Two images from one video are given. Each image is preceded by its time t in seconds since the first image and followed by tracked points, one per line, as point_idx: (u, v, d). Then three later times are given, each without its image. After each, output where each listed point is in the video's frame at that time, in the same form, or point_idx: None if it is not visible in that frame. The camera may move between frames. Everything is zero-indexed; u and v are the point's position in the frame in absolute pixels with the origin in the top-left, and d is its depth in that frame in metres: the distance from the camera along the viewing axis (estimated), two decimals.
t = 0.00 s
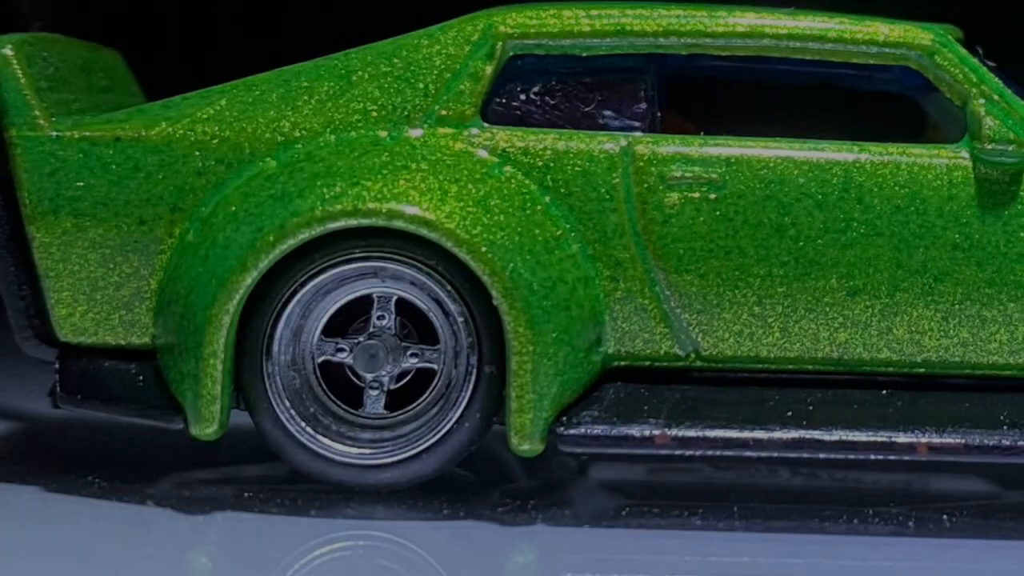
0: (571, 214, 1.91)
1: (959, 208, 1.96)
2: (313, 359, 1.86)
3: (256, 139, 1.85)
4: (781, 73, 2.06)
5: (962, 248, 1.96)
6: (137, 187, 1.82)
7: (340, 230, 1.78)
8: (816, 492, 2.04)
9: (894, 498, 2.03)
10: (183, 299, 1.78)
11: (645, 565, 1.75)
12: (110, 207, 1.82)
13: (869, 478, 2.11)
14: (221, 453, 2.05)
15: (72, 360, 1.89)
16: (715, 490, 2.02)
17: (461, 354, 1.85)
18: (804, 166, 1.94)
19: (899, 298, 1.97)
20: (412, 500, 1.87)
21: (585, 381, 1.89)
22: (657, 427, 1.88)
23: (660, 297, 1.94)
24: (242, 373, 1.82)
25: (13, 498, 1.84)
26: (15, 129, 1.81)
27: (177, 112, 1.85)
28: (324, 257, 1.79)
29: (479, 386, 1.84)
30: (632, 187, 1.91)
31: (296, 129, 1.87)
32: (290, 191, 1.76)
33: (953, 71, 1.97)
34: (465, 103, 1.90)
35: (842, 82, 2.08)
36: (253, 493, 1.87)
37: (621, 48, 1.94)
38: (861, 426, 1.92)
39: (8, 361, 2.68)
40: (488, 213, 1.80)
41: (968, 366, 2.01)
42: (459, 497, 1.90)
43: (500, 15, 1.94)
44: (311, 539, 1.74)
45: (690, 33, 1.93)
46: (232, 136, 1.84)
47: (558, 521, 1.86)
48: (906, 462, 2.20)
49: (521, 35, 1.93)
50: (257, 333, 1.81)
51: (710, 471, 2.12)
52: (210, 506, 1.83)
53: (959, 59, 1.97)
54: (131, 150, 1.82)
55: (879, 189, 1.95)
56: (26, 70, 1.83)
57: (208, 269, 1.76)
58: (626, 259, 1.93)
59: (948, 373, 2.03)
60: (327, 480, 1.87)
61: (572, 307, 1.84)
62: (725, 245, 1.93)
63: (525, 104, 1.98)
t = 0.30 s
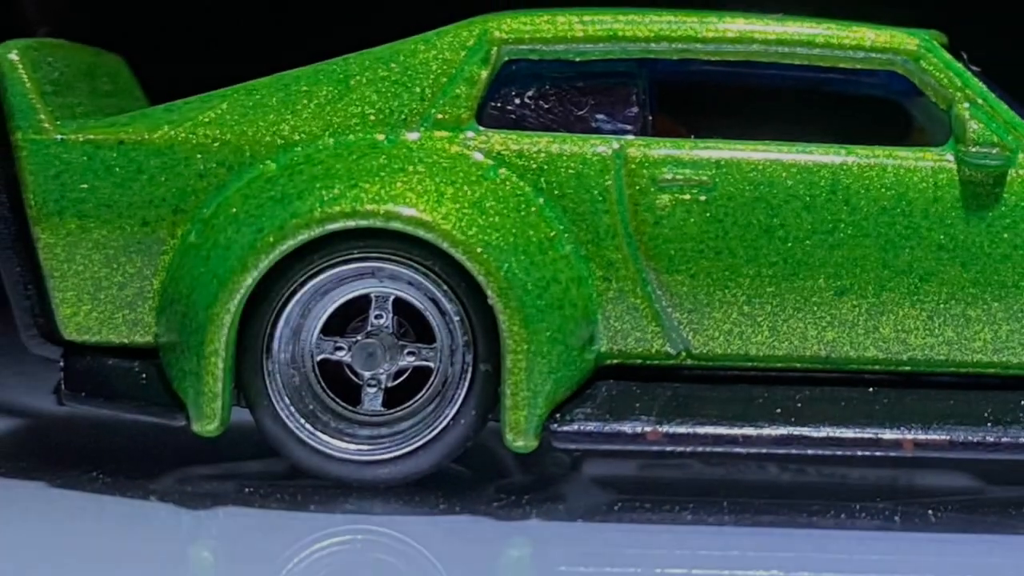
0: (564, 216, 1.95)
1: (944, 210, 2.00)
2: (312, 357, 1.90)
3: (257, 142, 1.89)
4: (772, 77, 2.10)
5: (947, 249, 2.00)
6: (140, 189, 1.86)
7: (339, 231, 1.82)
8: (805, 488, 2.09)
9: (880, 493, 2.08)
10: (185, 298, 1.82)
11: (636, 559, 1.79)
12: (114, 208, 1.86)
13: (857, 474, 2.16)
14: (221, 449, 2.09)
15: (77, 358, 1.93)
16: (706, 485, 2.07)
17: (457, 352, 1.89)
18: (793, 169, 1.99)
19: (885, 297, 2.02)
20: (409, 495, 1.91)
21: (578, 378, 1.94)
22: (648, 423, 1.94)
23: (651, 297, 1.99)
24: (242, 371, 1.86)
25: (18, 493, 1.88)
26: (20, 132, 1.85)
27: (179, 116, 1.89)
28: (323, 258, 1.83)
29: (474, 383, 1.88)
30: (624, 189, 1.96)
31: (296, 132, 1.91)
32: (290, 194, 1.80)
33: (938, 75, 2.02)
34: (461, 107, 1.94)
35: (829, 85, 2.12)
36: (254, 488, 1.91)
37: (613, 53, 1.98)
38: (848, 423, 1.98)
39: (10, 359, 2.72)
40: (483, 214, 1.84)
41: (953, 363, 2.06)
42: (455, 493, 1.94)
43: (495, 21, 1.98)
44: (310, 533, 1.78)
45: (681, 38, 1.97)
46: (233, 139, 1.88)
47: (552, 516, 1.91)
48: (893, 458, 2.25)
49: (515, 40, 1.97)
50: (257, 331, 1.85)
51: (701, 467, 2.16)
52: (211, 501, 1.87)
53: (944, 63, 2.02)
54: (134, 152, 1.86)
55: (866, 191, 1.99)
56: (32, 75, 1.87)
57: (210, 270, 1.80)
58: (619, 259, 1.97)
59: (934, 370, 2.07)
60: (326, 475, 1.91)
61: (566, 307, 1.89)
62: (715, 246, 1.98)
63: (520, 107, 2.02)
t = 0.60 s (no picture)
0: (558, 217, 2.00)
1: (929, 211, 2.05)
2: (311, 355, 1.94)
3: (257, 145, 1.93)
4: (759, 82, 2.15)
5: (932, 249, 2.05)
6: (143, 191, 1.90)
7: (338, 232, 1.86)
8: (793, 483, 2.13)
9: (867, 489, 2.12)
10: (187, 298, 1.86)
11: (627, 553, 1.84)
12: (117, 210, 1.90)
13: (843, 470, 2.20)
14: (222, 445, 2.13)
15: (81, 356, 1.97)
16: (696, 481, 2.12)
17: (453, 351, 1.93)
18: (781, 171, 2.03)
19: (872, 297, 2.06)
20: (406, 490, 1.95)
21: (572, 376, 1.98)
22: (640, 420, 1.98)
23: (643, 297, 2.03)
24: (243, 369, 1.91)
25: (24, 489, 1.92)
26: (25, 135, 1.89)
27: (181, 120, 1.93)
28: (322, 258, 1.87)
29: (470, 381, 1.93)
30: (616, 191, 2.00)
31: (296, 136, 1.95)
32: (290, 195, 1.85)
33: (924, 80, 2.07)
34: (456, 111, 1.99)
35: (817, 90, 2.17)
36: (254, 484, 1.95)
37: (605, 58, 2.03)
38: (835, 420, 2.03)
39: (12, 358, 2.76)
40: (479, 216, 1.88)
41: (938, 362, 2.10)
42: (451, 488, 1.98)
43: (489, 27, 2.03)
44: (310, 528, 1.83)
45: (672, 43, 2.02)
46: (234, 142, 1.92)
47: (545, 511, 1.95)
48: (879, 455, 2.30)
49: (510, 46, 2.02)
50: (257, 330, 1.89)
51: (691, 463, 2.21)
52: (212, 496, 1.91)
53: (930, 68, 2.07)
54: (137, 155, 1.90)
55: (852, 193, 2.04)
56: (37, 79, 1.92)
57: (211, 270, 1.84)
58: (611, 260, 2.01)
59: (919, 368, 2.12)
60: (325, 471, 1.95)
61: (559, 306, 1.93)
62: (705, 247, 2.02)
63: (514, 111, 2.07)
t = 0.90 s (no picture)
0: (551, 219, 2.05)
1: (914, 213, 2.10)
2: (310, 353, 1.99)
3: (258, 148, 1.97)
4: (749, 86, 2.19)
5: (917, 250, 2.10)
6: (146, 193, 1.95)
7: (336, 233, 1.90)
8: (781, 479, 2.18)
9: (853, 484, 2.18)
10: (189, 297, 1.90)
11: (619, 547, 1.88)
12: (121, 212, 1.95)
13: (830, 466, 2.26)
14: (223, 441, 2.18)
15: (85, 355, 2.01)
16: (686, 476, 2.17)
17: (449, 349, 1.98)
18: (769, 173, 2.08)
19: (858, 296, 2.11)
20: (402, 485, 2.00)
21: (565, 374, 2.03)
22: (631, 417, 2.03)
23: (635, 296, 2.08)
24: (244, 367, 1.95)
25: (29, 485, 1.96)
26: (31, 138, 1.93)
27: (183, 123, 1.98)
28: (321, 258, 1.92)
29: (465, 378, 1.97)
30: (608, 193, 2.05)
31: (295, 139, 1.99)
32: (290, 197, 1.89)
33: (909, 84, 2.12)
34: (452, 115, 2.03)
35: (805, 95, 2.22)
36: (255, 479, 2.00)
37: (597, 63, 2.08)
38: (823, 417, 2.08)
39: (15, 356, 2.81)
40: (474, 217, 1.92)
41: (923, 360, 2.15)
42: (447, 483, 2.03)
43: (484, 33, 2.08)
44: (309, 522, 1.87)
45: (663, 49, 2.07)
46: (234, 145, 1.97)
47: (539, 505, 2.00)
48: (865, 451, 2.35)
49: (504, 51, 2.06)
50: (258, 329, 1.93)
51: (681, 459, 2.26)
52: (214, 491, 1.96)
53: (914, 73, 2.12)
54: (141, 158, 1.94)
55: (839, 195, 2.09)
56: (42, 84, 1.96)
57: (212, 270, 1.88)
58: (603, 260, 2.06)
59: (904, 366, 2.17)
60: (324, 467, 1.99)
61: (553, 306, 1.97)
62: (695, 247, 2.07)
63: (509, 115, 2.12)
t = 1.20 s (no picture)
0: (545, 220, 2.09)
1: (899, 214, 2.15)
2: (309, 352, 2.03)
3: (258, 151, 2.02)
4: (739, 91, 2.24)
5: (902, 251, 2.15)
6: (149, 195, 1.99)
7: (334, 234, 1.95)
8: (769, 474, 2.24)
9: (839, 479, 2.23)
10: (191, 297, 1.95)
11: (610, 541, 1.93)
12: (124, 213, 1.99)
13: (817, 461, 2.31)
14: (225, 437, 2.23)
15: (90, 353, 2.06)
16: (677, 472, 2.22)
17: (444, 347, 2.02)
18: (758, 176, 2.13)
19: (844, 296, 2.16)
20: (399, 481, 2.05)
21: (558, 371, 2.08)
22: (623, 413, 2.07)
23: (626, 296, 2.13)
24: (244, 364, 1.99)
25: (34, 480, 2.00)
26: (37, 142, 1.98)
27: (185, 127, 2.02)
28: (320, 259, 1.96)
29: (461, 376, 2.02)
30: (600, 195, 2.10)
31: (294, 142, 2.04)
32: (289, 199, 1.94)
33: (893, 89, 2.17)
34: (448, 118, 2.08)
35: (793, 100, 2.27)
36: (255, 474, 2.04)
37: (590, 68, 2.13)
38: (810, 414, 2.11)
39: (18, 355, 2.85)
40: (469, 218, 1.97)
41: (907, 358, 2.20)
42: (443, 479, 2.08)
43: (480, 39, 2.13)
44: (308, 516, 1.92)
45: (653, 54, 2.11)
46: (235, 148, 2.01)
47: (532, 500, 2.05)
48: (851, 447, 2.41)
49: (499, 56, 2.11)
50: (258, 327, 1.98)
51: (672, 455, 2.31)
52: (215, 486, 2.01)
53: (899, 78, 2.18)
54: (144, 161, 1.99)
55: (826, 197, 2.14)
56: (48, 88, 2.00)
57: (214, 270, 1.92)
58: (595, 260, 2.11)
59: (889, 364, 2.22)
60: (323, 463, 2.04)
61: (546, 305, 2.02)
62: (685, 248, 2.12)
63: (503, 119, 2.16)
